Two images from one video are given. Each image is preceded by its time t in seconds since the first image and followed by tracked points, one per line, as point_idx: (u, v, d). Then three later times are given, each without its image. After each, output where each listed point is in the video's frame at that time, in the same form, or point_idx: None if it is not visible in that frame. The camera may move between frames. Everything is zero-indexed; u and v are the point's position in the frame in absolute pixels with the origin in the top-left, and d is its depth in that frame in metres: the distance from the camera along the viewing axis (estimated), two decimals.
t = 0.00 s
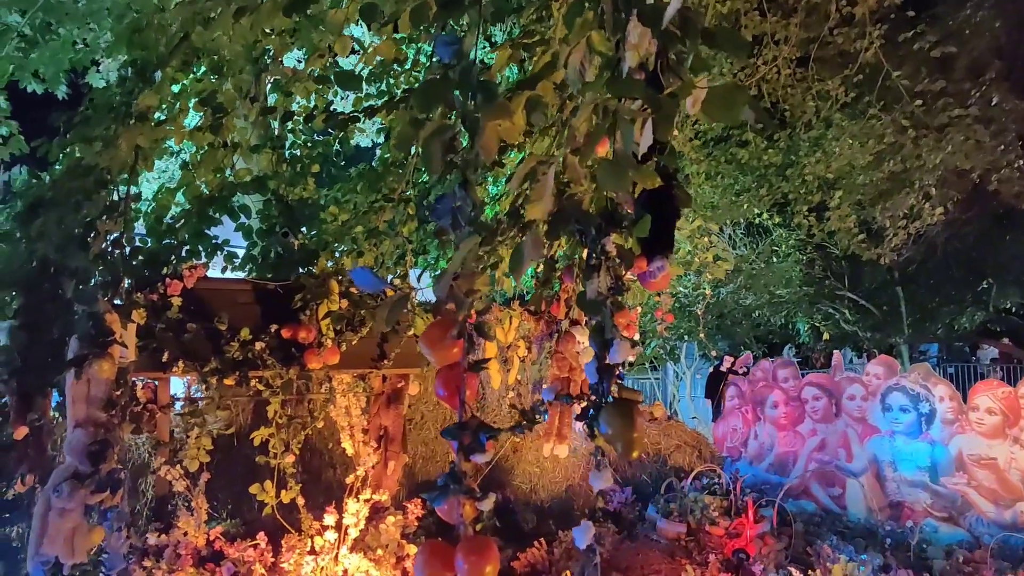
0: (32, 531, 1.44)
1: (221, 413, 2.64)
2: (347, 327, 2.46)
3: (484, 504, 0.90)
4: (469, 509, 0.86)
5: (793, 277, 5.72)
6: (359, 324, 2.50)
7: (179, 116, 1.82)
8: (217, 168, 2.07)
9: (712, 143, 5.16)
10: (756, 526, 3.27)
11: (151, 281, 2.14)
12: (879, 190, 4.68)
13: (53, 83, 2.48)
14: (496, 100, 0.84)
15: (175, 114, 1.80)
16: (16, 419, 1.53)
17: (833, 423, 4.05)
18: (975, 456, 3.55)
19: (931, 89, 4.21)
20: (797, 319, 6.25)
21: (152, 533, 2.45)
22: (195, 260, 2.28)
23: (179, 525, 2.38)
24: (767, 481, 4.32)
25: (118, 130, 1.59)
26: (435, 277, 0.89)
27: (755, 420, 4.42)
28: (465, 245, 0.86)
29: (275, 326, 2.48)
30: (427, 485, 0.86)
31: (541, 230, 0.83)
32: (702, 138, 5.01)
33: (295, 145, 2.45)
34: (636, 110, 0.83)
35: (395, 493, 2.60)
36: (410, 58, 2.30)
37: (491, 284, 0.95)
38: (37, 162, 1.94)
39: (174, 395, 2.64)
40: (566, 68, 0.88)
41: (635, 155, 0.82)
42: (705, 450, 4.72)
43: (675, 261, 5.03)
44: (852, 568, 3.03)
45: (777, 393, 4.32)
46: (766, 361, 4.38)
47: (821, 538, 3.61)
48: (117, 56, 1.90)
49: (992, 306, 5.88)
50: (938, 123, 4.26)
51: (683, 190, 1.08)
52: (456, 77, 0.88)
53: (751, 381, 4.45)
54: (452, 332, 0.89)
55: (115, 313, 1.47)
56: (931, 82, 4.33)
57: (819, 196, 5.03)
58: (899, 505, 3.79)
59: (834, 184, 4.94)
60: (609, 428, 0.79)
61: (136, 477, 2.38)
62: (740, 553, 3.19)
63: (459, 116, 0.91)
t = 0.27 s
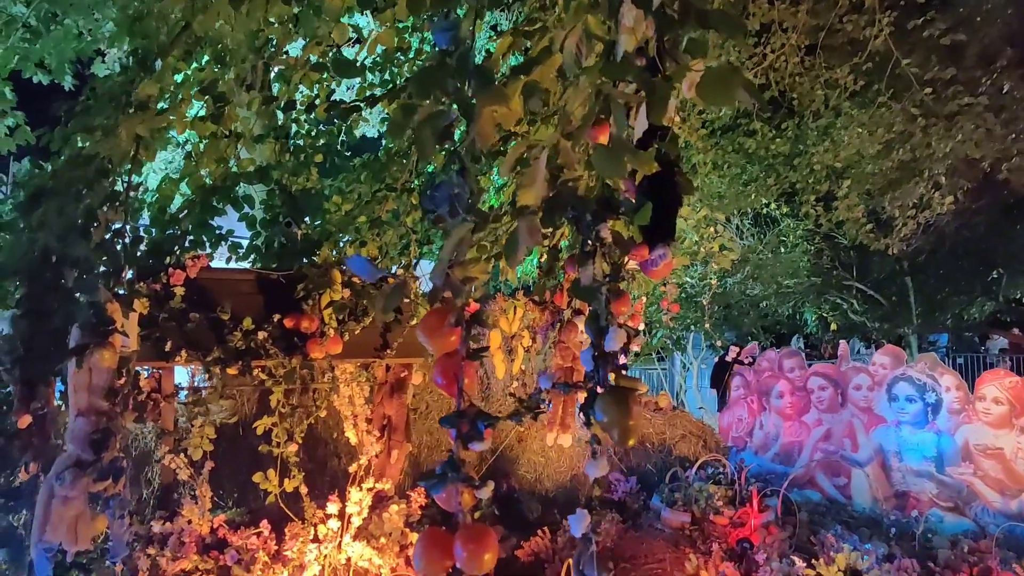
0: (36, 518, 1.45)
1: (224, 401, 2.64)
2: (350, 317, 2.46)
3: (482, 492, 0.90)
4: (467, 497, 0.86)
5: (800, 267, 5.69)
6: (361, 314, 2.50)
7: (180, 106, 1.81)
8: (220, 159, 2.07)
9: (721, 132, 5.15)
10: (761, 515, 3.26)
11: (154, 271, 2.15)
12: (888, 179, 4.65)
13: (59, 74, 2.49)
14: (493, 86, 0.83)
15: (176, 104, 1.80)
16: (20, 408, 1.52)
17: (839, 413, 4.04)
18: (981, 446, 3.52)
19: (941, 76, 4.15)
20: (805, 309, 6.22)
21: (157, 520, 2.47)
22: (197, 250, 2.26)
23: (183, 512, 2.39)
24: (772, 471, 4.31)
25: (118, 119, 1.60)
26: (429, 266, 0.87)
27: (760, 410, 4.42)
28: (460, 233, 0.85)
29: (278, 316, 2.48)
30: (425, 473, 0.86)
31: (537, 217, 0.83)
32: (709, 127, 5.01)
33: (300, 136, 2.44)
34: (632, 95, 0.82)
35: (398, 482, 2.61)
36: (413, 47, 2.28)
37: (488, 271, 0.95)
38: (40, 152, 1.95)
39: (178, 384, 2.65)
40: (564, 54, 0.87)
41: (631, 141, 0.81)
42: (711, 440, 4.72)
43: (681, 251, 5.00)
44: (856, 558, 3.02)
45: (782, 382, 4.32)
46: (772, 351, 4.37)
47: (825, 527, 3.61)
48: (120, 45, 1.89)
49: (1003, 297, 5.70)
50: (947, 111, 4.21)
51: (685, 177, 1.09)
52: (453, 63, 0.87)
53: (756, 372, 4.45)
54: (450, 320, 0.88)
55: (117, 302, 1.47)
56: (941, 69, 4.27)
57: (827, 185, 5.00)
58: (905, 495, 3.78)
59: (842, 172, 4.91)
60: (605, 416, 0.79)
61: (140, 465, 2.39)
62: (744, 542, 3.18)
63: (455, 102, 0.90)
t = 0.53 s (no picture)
0: (37, 497, 1.46)
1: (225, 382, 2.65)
2: (350, 298, 2.46)
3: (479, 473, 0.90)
4: (464, 478, 0.86)
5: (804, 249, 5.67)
6: (362, 295, 2.51)
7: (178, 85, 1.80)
8: (219, 139, 2.05)
9: (724, 114, 5.15)
10: (761, 496, 3.26)
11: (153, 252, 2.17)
12: (894, 160, 4.60)
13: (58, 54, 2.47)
14: (488, 62, 0.82)
15: (174, 83, 1.78)
16: (21, 387, 1.58)
17: (840, 395, 4.04)
18: (982, 428, 3.52)
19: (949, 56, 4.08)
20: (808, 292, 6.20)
21: (159, 499, 2.49)
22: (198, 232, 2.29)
23: (184, 491, 2.41)
24: (773, 452, 4.33)
25: (114, 98, 1.59)
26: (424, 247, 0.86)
27: (762, 392, 4.43)
28: (454, 213, 0.85)
29: (278, 297, 2.48)
30: (421, 454, 0.85)
31: (533, 195, 0.82)
32: (713, 108, 4.99)
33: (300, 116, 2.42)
34: (630, 71, 0.81)
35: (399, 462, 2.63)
36: (414, 26, 2.26)
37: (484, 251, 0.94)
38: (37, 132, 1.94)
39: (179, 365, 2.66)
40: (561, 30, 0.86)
41: (628, 118, 0.80)
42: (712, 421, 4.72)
43: (683, 233, 4.98)
44: (854, 538, 3.04)
45: (784, 364, 4.32)
46: (774, 333, 4.36)
47: (825, 508, 3.62)
48: (117, 24, 1.88)
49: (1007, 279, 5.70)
50: (954, 92, 4.15)
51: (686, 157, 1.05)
52: (448, 39, 0.86)
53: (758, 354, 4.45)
54: (445, 301, 0.88)
55: (115, 284, 1.49)
56: (949, 49, 4.21)
57: (832, 167, 5.00)
58: (905, 476, 3.78)
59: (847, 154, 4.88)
60: (601, 398, 0.78)
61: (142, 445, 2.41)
62: (744, 523, 3.20)
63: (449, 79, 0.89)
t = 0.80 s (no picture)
0: (33, 473, 1.46)
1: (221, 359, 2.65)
2: (346, 276, 2.44)
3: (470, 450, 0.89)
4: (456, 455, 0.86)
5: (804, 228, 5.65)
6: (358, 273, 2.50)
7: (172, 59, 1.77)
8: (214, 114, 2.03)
9: (725, 92, 5.13)
10: (758, 474, 3.28)
11: (147, 228, 2.16)
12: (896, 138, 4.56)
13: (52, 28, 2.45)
14: (483, 34, 0.81)
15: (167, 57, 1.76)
16: (14, 363, 1.56)
17: (837, 373, 4.06)
18: (977, 407, 3.53)
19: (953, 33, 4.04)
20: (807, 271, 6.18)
21: (157, 475, 2.50)
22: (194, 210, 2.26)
23: (182, 468, 2.41)
24: (769, 430, 4.34)
25: (106, 71, 1.57)
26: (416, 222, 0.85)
27: (759, 371, 4.44)
28: (447, 187, 0.83)
29: (274, 274, 2.47)
30: (413, 431, 0.85)
31: (527, 170, 0.80)
32: (714, 85, 4.97)
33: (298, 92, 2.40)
34: (626, 45, 0.80)
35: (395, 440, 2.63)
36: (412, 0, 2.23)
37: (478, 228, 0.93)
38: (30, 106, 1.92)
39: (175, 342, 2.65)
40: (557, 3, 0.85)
41: (624, 92, 0.79)
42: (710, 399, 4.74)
43: (683, 211, 4.96)
44: (848, 515, 3.07)
45: (782, 342, 4.33)
46: (772, 312, 4.37)
47: (820, 485, 3.65)
48: None
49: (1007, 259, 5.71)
50: (957, 70, 4.12)
51: (683, 134, 1.05)
52: (443, 11, 0.84)
53: (756, 332, 4.46)
54: (437, 277, 0.87)
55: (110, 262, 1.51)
56: (953, 25, 4.17)
57: (833, 145, 5.00)
58: (900, 454, 3.81)
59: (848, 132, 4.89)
60: (595, 374, 0.78)
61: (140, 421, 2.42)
62: (739, 500, 3.22)
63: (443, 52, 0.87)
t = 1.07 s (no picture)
0: (24, 453, 1.46)
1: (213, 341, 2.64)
2: (338, 257, 2.44)
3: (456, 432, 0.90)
4: (442, 438, 0.86)
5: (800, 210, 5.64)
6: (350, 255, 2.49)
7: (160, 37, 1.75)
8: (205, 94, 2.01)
9: (722, 71, 5.09)
10: (749, 454, 3.30)
11: (138, 209, 2.17)
12: (893, 119, 4.55)
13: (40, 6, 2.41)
14: (469, 13, 0.80)
15: (156, 36, 1.74)
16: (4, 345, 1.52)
17: (830, 355, 4.08)
18: (968, 387, 3.57)
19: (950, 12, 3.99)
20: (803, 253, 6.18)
21: (150, 457, 2.50)
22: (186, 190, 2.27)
23: (175, 449, 2.42)
24: (762, 411, 4.37)
25: (92, 49, 1.55)
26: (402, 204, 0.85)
27: (752, 352, 4.46)
28: (433, 168, 0.83)
29: (266, 256, 2.46)
30: (398, 413, 0.86)
31: (512, 151, 0.79)
32: (711, 65, 4.94)
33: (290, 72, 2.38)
34: (610, 23, 0.79)
35: (388, 421, 2.64)
36: None
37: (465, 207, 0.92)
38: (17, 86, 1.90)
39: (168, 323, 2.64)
40: None
41: (609, 73, 0.78)
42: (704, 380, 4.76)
43: (678, 192, 4.94)
44: (838, 494, 3.10)
45: (775, 324, 4.33)
46: (766, 294, 4.38)
47: (811, 465, 3.68)
48: None
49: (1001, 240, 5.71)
50: (954, 50, 4.06)
51: (672, 114, 1.06)
52: None
53: (749, 314, 4.47)
54: (423, 259, 0.87)
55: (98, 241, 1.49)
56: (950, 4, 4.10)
57: (829, 126, 4.98)
58: (891, 435, 3.84)
59: (845, 113, 4.87)
60: (581, 357, 0.78)
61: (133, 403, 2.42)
62: (731, 480, 3.24)
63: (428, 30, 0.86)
